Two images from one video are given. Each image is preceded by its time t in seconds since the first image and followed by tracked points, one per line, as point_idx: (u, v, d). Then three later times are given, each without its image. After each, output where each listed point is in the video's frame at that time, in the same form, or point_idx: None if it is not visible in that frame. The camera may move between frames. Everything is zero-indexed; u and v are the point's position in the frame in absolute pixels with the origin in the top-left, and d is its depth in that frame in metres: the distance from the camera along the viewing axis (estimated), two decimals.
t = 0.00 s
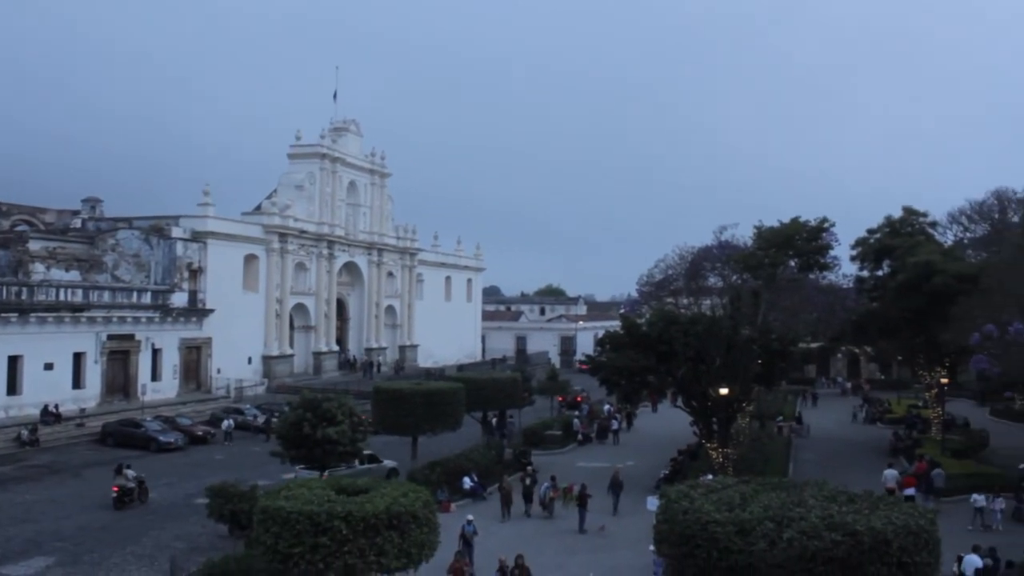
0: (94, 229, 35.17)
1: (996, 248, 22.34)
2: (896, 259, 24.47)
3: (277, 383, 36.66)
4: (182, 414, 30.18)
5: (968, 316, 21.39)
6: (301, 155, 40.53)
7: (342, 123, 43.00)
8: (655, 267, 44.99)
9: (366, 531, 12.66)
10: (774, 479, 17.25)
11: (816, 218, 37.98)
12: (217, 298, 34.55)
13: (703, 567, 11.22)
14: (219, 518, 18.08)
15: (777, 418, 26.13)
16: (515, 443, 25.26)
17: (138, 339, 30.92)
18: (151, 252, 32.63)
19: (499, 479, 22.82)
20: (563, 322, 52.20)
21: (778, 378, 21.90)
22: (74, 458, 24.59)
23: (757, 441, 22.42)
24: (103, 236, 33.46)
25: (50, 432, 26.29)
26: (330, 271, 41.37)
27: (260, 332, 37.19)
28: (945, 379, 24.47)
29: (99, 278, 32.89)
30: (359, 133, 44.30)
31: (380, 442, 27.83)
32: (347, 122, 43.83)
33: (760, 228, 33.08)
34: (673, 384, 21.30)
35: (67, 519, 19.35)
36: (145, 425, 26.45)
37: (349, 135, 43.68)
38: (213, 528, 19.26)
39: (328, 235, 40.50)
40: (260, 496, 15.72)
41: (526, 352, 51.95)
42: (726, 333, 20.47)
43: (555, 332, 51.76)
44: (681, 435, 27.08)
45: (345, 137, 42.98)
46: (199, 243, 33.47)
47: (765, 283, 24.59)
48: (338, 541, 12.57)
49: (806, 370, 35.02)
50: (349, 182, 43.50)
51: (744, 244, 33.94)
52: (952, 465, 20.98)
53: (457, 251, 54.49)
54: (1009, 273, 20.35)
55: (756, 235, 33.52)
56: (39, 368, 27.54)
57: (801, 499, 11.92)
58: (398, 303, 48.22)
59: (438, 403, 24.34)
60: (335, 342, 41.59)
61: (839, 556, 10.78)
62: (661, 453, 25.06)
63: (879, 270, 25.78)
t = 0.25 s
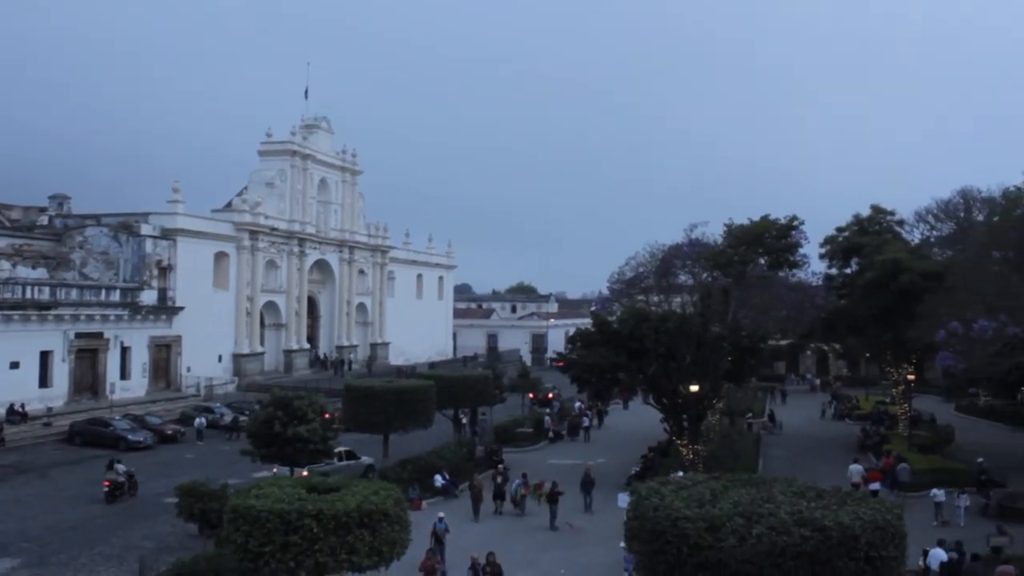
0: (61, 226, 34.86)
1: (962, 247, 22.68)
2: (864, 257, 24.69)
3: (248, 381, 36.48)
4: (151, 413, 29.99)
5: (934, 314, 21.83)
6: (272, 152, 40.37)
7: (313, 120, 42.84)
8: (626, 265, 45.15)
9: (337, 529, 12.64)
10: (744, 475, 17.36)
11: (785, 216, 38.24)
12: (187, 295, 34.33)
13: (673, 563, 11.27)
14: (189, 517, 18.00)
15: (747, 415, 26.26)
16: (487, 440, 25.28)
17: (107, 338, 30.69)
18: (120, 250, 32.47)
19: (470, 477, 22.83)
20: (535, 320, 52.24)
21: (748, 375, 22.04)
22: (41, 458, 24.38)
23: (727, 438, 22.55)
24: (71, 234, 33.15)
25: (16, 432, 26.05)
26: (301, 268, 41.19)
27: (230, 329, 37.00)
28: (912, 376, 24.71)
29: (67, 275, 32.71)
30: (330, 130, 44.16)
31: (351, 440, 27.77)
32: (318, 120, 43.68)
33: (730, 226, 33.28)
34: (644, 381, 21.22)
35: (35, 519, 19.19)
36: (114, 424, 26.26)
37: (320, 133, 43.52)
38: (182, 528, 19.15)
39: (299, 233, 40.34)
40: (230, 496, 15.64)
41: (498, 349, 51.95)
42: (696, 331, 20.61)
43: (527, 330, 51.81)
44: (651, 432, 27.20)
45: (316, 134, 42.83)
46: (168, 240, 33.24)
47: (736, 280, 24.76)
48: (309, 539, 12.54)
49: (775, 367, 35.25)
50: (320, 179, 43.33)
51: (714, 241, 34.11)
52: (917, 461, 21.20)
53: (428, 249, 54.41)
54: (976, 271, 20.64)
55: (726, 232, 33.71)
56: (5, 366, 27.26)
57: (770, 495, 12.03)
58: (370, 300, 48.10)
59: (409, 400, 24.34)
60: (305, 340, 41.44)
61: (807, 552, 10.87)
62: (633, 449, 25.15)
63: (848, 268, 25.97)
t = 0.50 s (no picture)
0: (25, 224, 34.46)
1: (927, 245, 22.96)
2: (831, 255, 24.88)
3: (216, 380, 36.22)
4: (117, 412, 29.73)
5: (900, 311, 22.07)
6: (240, 150, 40.17)
7: (281, 118, 42.67)
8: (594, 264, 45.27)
9: (306, 528, 12.59)
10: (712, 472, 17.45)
11: (753, 214, 38.48)
12: (154, 294, 34.05)
13: (642, 560, 11.31)
14: (156, 517, 17.87)
15: (715, 412, 26.38)
16: (456, 438, 25.28)
17: (72, 336, 30.39)
18: (86, 248, 31.68)
19: (440, 475, 22.81)
20: (503, 318, 52.25)
21: (716, 373, 22.18)
22: (5, 459, 24.10)
23: (695, 435, 22.67)
24: (35, 232, 32.78)
25: None
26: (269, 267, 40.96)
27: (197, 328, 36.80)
28: (878, 373, 24.93)
29: (31, 274, 32.44)
30: (299, 128, 43.96)
31: (319, 439, 27.66)
32: (287, 117, 43.51)
33: (698, 225, 33.47)
34: (613, 379, 21.34)
35: None
36: (79, 424, 26.01)
37: (288, 130, 43.35)
38: (150, 528, 19.02)
39: (268, 231, 40.14)
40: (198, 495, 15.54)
41: (467, 348, 51.92)
42: (664, 330, 20.73)
43: (496, 328, 51.81)
44: (620, 429, 27.29)
45: (284, 131, 42.65)
46: (135, 238, 32.96)
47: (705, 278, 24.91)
48: (278, 539, 12.48)
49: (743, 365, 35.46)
50: (289, 177, 43.15)
51: (682, 240, 34.26)
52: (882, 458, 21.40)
53: (397, 247, 54.31)
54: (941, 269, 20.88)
55: (694, 232, 33.90)
56: None
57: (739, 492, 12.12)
58: (339, 299, 47.92)
59: (378, 399, 24.29)
60: (274, 338, 41.20)
61: (775, 548, 10.94)
62: (602, 447, 25.24)
63: (815, 266, 26.15)
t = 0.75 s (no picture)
0: None
1: (891, 244, 23.21)
2: (797, 254, 25.06)
3: (182, 380, 35.91)
4: (82, 413, 29.43)
5: (865, 310, 22.25)
6: (206, 147, 39.94)
7: (249, 115, 42.45)
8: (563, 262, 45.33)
9: (273, 528, 12.53)
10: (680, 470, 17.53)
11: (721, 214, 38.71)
12: (119, 292, 33.73)
13: (610, 557, 11.34)
14: (121, 518, 17.71)
15: (683, 411, 26.49)
16: (425, 437, 25.24)
17: (35, 336, 30.07)
18: (49, 246, 31.89)
19: (408, 474, 22.76)
20: (472, 317, 52.19)
21: (684, 371, 22.29)
22: None
23: (663, 433, 22.77)
24: None
25: None
26: (237, 265, 40.70)
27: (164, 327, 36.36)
28: (844, 371, 25.13)
29: None
30: (266, 126, 43.75)
31: (287, 438, 27.52)
32: (254, 115, 43.30)
33: (665, 224, 33.62)
34: (580, 377, 21.42)
35: None
36: (43, 425, 25.73)
37: (256, 128, 43.16)
38: (115, 529, 18.85)
39: (235, 229, 39.89)
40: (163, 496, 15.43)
41: (436, 347, 51.82)
42: (632, 329, 20.84)
43: (464, 327, 51.74)
44: (588, 428, 27.36)
45: (252, 129, 42.45)
46: (100, 237, 32.67)
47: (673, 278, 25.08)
48: (245, 539, 12.41)
49: (710, 363, 35.62)
50: (256, 175, 42.93)
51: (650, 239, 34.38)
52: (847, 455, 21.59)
53: (365, 246, 54.15)
54: (905, 267, 21.09)
55: (662, 231, 34.04)
56: None
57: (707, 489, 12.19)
58: (306, 298, 47.67)
59: (346, 398, 24.22)
60: (241, 337, 40.90)
61: (742, 544, 11.01)
62: (570, 445, 25.30)
63: (781, 266, 26.34)
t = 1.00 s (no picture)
0: None
1: (856, 244, 23.42)
2: (763, 254, 25.23)
3: (148, 379, 35.58)
4: (45, 413, 29.12)
5: (831, 309, 22.39)
6: (172, 145, 39.67)
7: (215, 113, 42.20)
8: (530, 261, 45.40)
9: (240, 528, 12.47)
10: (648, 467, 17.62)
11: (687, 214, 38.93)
12: (84, 291, 33.40)
13: (578, 555, 11.38)
14: (85, 520, 17.55)
15: (650, 409, 26.60)
16: (393, 436, 25.20)
17: None
18: (11, 246, 30.88)
19: (376, 473, 22.70)
20: (440, 316, 52.12)
21: (651, 370, 22.40)
22: None
23: (631, 431, 22.87)
24: None
25: None
26: (203, 264, 40.41)
27: (129, 326, 35.99)
28: (809, 369, 25.33)
29: None
30: (233, 124, 43.51)
31: (254, 438, 27.37)
32: (221, 113, 43.05)
33: (632, 223, 33.73)
34: (548, 376, 21.51)
35: None
36: (5, 426, 25.44)
37: (223, 126, 42.93)
38: (79, 531, 18.67)
39: (201, 228, 39.61)
40: (128, 496, 15.31)
41: (403, 346, 51.69)
42: (600, 328, 20.97)
43: (432, 326, 51.65)
44: (556, 426, 27.42)
45: (218, 127, 42.22)
46: (63, 235, 32.35)
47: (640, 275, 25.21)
48: (211, 539, 12.33)
49: (678, 361, 35.77)
50: (223, 173, 42.68)
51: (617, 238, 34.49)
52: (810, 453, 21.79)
53: (333, 245, 53.97)
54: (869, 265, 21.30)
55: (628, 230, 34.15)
56: None
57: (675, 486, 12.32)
58: (273, 297, 47.40)
59: (313, 397, 24.14)
60: (207, 337, 40.60)
61: (709, 541, 11.08)
62: (538, 443, 25.37)
63: (747, 265, 26.53)
